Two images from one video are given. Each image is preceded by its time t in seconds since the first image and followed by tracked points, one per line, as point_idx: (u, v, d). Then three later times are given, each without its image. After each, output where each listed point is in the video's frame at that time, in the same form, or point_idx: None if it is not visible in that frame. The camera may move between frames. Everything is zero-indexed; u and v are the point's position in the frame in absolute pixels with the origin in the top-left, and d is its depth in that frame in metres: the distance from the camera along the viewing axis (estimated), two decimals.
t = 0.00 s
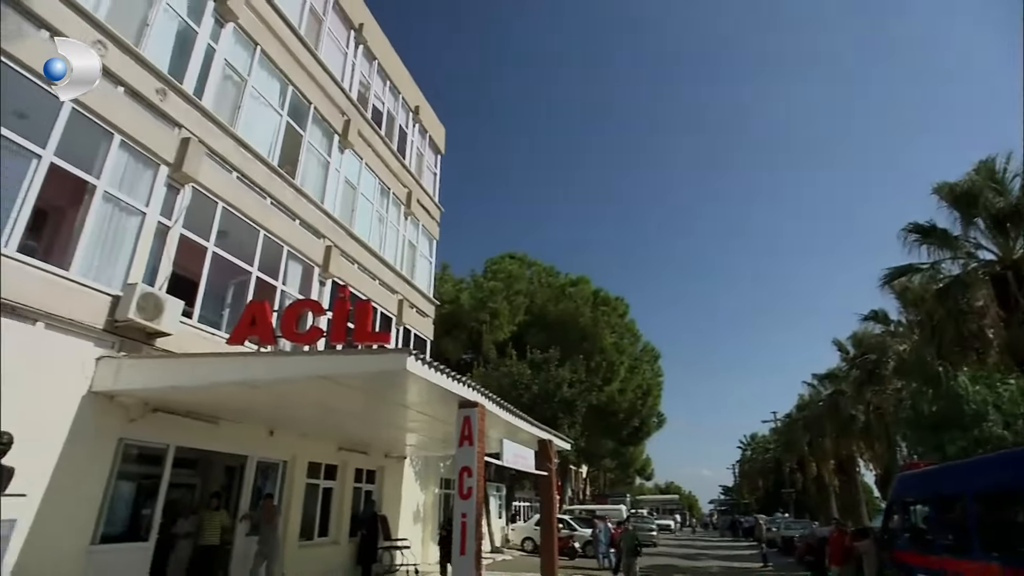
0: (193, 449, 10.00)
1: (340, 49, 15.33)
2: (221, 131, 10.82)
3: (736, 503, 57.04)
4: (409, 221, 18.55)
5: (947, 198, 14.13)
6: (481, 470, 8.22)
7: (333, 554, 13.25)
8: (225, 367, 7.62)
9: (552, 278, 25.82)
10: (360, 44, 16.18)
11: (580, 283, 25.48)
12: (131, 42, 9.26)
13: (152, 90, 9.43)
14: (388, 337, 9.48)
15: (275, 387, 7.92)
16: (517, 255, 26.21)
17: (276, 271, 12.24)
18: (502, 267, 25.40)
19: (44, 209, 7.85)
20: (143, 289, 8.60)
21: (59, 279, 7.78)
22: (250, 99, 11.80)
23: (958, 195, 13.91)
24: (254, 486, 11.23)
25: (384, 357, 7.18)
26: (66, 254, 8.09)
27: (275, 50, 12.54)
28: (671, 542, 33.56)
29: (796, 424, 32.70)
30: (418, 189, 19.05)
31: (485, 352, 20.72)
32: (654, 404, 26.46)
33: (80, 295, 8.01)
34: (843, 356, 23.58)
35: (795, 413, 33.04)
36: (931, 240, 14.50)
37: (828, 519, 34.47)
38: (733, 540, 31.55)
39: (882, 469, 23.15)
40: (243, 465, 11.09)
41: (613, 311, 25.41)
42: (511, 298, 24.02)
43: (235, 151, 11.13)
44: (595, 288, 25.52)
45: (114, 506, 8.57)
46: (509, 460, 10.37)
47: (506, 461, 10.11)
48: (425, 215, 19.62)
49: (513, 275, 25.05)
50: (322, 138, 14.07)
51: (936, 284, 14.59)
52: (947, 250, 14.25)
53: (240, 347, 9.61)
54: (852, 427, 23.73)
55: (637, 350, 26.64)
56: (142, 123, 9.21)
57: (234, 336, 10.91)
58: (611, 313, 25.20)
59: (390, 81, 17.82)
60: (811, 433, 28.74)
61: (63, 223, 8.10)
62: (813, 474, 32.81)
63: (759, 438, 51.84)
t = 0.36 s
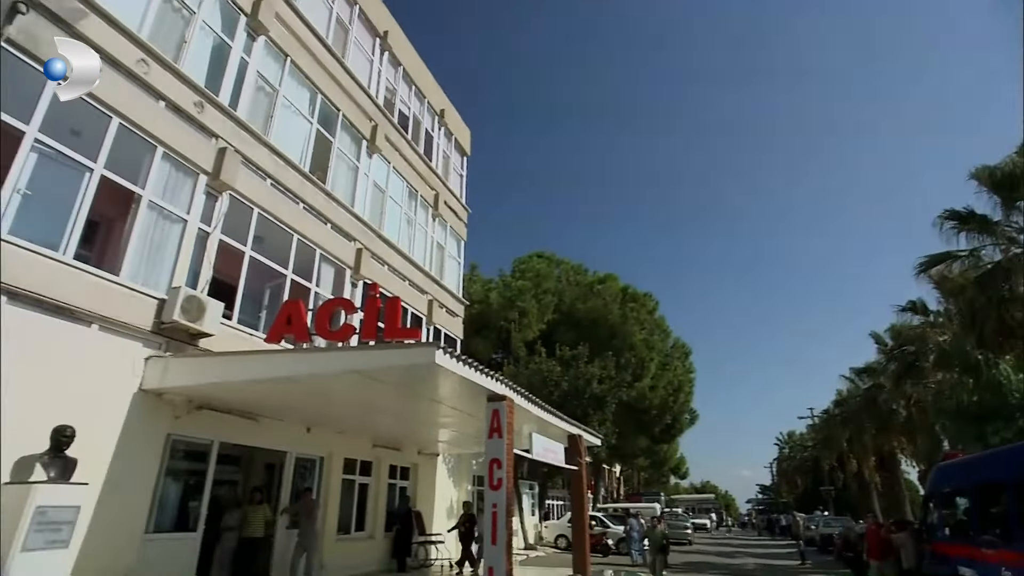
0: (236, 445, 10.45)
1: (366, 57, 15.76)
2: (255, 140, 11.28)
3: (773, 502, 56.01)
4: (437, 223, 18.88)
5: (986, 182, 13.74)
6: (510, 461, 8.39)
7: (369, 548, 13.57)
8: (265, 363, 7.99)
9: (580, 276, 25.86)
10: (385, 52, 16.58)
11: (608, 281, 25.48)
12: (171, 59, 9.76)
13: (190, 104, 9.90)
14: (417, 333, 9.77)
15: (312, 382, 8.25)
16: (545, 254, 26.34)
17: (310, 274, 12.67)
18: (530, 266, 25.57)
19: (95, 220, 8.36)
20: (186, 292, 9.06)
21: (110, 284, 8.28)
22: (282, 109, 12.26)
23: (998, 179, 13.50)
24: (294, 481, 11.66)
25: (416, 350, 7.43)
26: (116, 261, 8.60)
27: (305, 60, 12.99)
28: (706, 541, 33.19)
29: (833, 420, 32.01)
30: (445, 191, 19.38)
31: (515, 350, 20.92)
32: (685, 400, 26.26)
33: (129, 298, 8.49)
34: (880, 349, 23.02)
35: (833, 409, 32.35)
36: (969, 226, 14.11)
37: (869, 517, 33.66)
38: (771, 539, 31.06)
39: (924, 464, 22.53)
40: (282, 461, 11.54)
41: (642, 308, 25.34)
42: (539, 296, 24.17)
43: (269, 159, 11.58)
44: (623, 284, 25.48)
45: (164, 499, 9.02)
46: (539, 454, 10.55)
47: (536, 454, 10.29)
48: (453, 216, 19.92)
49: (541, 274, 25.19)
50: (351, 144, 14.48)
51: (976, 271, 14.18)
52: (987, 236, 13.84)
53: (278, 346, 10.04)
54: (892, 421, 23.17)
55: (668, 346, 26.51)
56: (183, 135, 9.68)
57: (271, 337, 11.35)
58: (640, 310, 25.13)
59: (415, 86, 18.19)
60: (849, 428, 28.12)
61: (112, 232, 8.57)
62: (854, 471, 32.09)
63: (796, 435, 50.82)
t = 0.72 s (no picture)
0: (274, 442, 10.85)
1: (391, 63, 16.12)
2: (286, 147, 11.70)
3: (811, 501, 54.82)
4: (464, 223, 19.16)
5: None
6: (538, 453, 8.53)
7: (403, 541, 13.85)
8: (300, 359, 8.31)
9: (607, 273, 25.84)
10: (409, 57, 16.92)
11: (635, 277, 25.43)
12: (207, 73, 10.22)
13: (224, 114, 10.33)
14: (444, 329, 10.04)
15: (345, 378, 8.55)
16: (571, 252, 26.42)
17: (341, 275, 13.04)
18: (557, 264, 25.68)
19: (140, 228, 8.83)
20: (225, 294, 9.47)
21: (155, 288, 8.72)
22: (311, 116, 12.67)
23: None
24: (330, 476, 12.03)
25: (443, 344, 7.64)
26: (160, 266, 9.04)
27: (332, 69, 13.39)
28: (742, 540, 32.72)
29: (872, 415, 31.22)
30: (470, 192, 19.63)
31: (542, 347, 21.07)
32: (716, 397, 26.00)
33: (171, 300, 8.92)
34: (919, 341, 22.40)
35: (871, 404, 31.58)
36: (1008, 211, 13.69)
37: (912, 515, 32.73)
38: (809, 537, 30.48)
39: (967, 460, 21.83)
40: (318, 458, 11.91)
41: (670, 304, 25.22)
42: (566, 294, 24.23)
43: (299, 165, 11.98)
44: (651, 281, 25.37)
45: (209, 491, 9.41)
46: (567, 447, 10.65)
47: (564, 448, 10.41)
48: (478, 216, 20.16)
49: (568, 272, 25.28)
50: (377, 148, 14.84)
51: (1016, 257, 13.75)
52: None
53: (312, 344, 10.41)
54: (933, 415, 22.56)
55: (697, 343, 26.32)
56: (218, 145, 10.12)
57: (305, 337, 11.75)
58: (668, 306, 25.00)
59: (439, 89, 18.51)
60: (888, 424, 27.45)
61: (155, 239, 9.03)
62: (895, 468, 31.24)
63: (833, 432, 49.67)
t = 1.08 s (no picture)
0: (308, 438, 11.20)
1: (414, 67, 16.44)
2: (315, 152, 12.07)
3: (849, 501, 53.49)
4: (489, 224, 19.38)
5: None
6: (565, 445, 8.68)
7: (434, 536, 14.11)
8: (332, 356, 8.61)
9: (632, 270, 25.76)
10: (432, 61, 17.22)
11: (661, 273, 25.32)
12: (239, 83, 10.63)
13: (255, 122, 10.72)
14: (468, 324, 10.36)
15: (376, 373, 8.81)
16: (596, 250, 26.44)
17: (369, 276, 13.36)
18: (582, 262, 25.74)
19: (179, 234, 9.24)
20: (260, 295, 9.84)
21: (194, 290, 9.12)
22: (338, 121, 13.04)
23: None
24: (362, 472, 12.32)
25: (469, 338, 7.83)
26: (199, 269, 9.45)
27: (357, 75, 13.75)
28: (777, 539, 32.14)
29: (910, 410, 30.42)
30: (494, 192, 19.85)
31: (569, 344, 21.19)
32: (746, 392, 25.71)
33: (209, 301, 9.32)
34: (957, 332, 21.81)
35: (909, 399, 30.77)
36: None
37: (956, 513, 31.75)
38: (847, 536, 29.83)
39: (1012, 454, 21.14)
40: (351, 454, 12.18)
41: (697, 299, 25.04)
42: (592, 292, 24.26)
43: (327, 169, 12.34)
44: (677, 277, 25.22)
45: (248, 487, 9.76)
46: (595, 441, 10.71)
47: (591, 441, 10.46)
48: (503, 216, 20.35)
49: (593, 270, 25.32)
50: (402, 151, 15.16)
51: None
52: None
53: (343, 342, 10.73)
54: (974, 408, 21.92)
55: (725, 339, 26.08)
56: (250, 152, 10.52)
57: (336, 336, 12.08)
58: (695, 301, 24.83)
59: (461, 91, 18.78)
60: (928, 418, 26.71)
61: (193, 244, 9.43)
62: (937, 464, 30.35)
63: (871, 429, 48.43)
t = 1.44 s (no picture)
0: (335, 435, 11.49)
1: (432, 70, 16.69)
2: (337, 156, 12.36)
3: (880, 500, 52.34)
4: (508, 223, 19.56)
5: None
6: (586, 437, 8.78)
7: (459, 531, 14.32)
8: (357, 352, 8.84)
9: (653, 267, 25.69)
10: (449, 63, 17.46)
11: (682, 269, 25.23)
12: (264, 91, 10.97)
13: (280, 128, 11.04)
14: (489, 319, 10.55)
15: (399, 369, 9.03)
16: (616, 248, 26.44)
17: (392, 276, 13.62)
18: (602, 260, 25.77)
19: (209, 237, 9.57)
20: (287, 295, 10.14)
21: (224, 291, 9.45)
22: (359, 125, 13.33)
23: None
24: (388, 468, 12.58)
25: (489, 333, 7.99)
26: (228, 271, 9.78)
27: (377, 79, 14.04)
28: (805, 538, 31.65)
29: (942, 406, 29.74)
30: (513, 191, 20.01)
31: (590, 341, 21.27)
32: (770, 389, 25.47)
33: (239, 302, 9.64)
34: (990, 324, 21.30)
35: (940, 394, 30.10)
36: None
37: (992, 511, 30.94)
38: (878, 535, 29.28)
39: None
40: (377, 451, 12.46)
41: (719, 295, 24.87)
42: (613, 289, 24.26)
43: (350, 172, 12.63)
44: (698, 273, 25.08)
45: (278, 483, 10.07)
46: (617, 435, 10.79)
47: (612, 434, 10.54)
48: (522, 215, 20.51)
49: (613, 268, 25.33)
50: (422, 153, 15.42)
51: None
52: None
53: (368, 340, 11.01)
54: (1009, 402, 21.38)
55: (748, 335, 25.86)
56: (275, 157, 10.84)
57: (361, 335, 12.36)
58: (717, 297, 24.68)
59: (479, 93, 19.01)
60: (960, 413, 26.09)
61: (223, 247, 9.77)
62: (971, 461, 29.63)
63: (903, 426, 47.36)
